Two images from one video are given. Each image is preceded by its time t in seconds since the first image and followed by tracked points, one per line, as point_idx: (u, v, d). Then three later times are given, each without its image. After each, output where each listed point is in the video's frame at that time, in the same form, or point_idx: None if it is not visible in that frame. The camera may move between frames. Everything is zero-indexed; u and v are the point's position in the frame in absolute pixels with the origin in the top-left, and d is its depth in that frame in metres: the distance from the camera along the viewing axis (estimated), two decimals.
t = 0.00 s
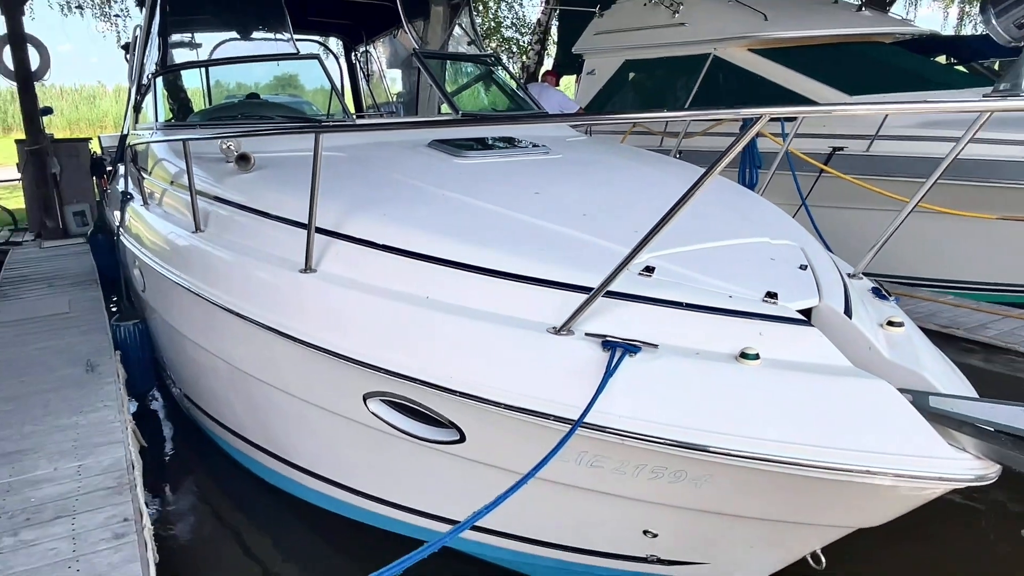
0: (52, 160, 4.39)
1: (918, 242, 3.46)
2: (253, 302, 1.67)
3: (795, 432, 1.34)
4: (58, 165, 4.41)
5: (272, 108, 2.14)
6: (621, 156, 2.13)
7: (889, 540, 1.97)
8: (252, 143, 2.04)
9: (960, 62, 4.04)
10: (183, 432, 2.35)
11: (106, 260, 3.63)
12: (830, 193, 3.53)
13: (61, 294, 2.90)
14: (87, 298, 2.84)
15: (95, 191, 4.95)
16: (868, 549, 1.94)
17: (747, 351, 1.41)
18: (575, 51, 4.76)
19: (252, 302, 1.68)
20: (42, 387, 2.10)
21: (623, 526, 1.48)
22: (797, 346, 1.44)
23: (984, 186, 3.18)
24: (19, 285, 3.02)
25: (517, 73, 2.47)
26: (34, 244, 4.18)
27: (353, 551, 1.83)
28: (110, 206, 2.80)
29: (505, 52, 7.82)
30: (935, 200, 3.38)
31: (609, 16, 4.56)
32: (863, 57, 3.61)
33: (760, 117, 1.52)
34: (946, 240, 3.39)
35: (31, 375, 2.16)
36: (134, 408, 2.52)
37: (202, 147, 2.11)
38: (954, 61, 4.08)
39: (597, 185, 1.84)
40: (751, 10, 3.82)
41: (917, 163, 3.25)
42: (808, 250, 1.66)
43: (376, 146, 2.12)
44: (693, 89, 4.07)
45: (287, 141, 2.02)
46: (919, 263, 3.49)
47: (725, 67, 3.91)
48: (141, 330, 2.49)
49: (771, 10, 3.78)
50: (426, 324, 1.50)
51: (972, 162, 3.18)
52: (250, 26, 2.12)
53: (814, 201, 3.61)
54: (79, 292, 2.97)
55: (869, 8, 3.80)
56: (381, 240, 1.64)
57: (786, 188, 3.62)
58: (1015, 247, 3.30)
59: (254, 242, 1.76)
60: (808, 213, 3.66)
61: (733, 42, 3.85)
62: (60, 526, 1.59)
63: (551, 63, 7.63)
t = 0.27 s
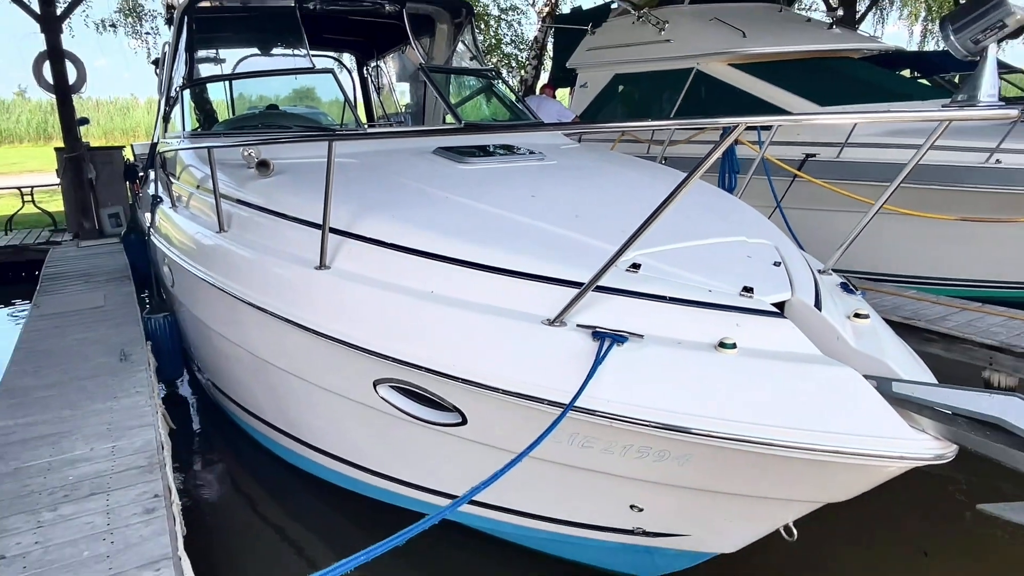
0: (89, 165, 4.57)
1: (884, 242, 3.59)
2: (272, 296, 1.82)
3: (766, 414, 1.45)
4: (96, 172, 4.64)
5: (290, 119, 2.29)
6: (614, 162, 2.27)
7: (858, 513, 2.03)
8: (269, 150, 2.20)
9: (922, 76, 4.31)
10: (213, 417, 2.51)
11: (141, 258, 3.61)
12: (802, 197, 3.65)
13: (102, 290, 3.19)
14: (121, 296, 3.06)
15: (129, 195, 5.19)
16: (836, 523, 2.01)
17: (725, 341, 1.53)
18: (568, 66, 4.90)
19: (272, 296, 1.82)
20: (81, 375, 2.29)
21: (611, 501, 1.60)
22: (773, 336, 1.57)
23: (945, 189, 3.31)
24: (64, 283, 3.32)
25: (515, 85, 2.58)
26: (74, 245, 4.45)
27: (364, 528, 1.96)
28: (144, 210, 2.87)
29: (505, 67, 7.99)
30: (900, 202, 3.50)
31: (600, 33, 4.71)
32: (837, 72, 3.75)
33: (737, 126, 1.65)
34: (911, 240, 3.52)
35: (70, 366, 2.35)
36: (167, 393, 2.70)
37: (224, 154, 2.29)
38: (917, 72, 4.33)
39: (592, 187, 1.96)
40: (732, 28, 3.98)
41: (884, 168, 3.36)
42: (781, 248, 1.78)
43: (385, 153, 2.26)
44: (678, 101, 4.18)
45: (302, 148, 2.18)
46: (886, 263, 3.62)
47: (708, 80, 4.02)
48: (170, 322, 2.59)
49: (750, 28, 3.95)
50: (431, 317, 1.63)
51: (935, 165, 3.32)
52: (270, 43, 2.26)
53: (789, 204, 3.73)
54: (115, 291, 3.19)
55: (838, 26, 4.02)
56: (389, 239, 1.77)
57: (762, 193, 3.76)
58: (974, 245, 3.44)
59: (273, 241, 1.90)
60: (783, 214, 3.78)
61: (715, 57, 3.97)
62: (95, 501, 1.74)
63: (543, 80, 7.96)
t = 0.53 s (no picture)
0: (123, 171, 4.84)
1: (850, 241, 3.96)
2: (290, 291, 1.98)
3: (739, 398, 1.59)
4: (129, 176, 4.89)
5: (308, 128, 2.46)
6: (609, 168, 2.42)
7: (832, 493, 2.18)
8: (286, 158, 2.38)
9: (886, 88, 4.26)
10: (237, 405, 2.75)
11: (169, 255, 3.89)
12: (775, 200, 3.94)
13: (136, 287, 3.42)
14: (153, 291, 3.30)
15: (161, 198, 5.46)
16: (811, 499, 2.14)
17: (704, 332, 1.65)
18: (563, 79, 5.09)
19: (289, 291, 1.98)
20: (117, 363, 2.49)
21: (600, 479, 1.74)
22: (750, 327, 1.70)
23: (903, 193, 3.68)
24: (100, 279, 3.56)
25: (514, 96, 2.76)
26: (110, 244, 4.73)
27: (375, 507, 2.11)
28: (172, 212, 3.06)
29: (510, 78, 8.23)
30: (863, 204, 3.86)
31: (592, 48, 4.91)
32: (808, 86, 4.01)
33: (715, 134, 1.79)
34: (874, 239, 3.89)
35: (106, 355, 2.55)
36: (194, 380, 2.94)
37: (245, 160, 2.49)
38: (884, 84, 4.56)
39: (585, 191, 2.11)
40: (713, 44, 4.23)
41: (849, 173, 3.64)
42: (757, 246, 1.91)
43: (394, 160, 2.43)
44: (663, 112, 4.39)
45: (316, 157, 2.38)
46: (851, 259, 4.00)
47: (691, 93, 4.23)
48: (197, 316, 2.81)
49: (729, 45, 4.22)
50: (435, 309, 1.76)
51: (894, 171, 3.66)
52: (290, 59, 2.47)
53: (765, 207, 4.00)
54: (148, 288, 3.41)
55: (812, 42, 4.29)
56: (397, 238, 1.91)
57: (738, 197, 4.06)
58: (929, 243, 3.82)
59: (291, 241, 2.07)
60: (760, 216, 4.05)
61: (695, 71, 4.20)
62: (127, 480, 1.90)
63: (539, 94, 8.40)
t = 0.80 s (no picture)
0: (151, 177, 5.21)
1: (822, 241, 4.29)
2: (305, 288, 2.14)
3: (717, 385, 1.70)
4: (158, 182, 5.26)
5: (322, 137, 2.67)
6: (601, 175, 2.59)
7: (807, 471, 2.35)
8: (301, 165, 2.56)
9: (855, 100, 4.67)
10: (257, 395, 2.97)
11: (196, 256, 4.25)
12: (752, 204, 4.24)
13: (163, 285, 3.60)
14: (179, 287, 3.57)
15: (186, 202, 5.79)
16: (790, 477, 2.33)
17: (685, 324, 1.78)
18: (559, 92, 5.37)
19: (305, 287, 2.15)
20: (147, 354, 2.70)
21: (589, 460, 1.89)
22: (729, 319, 1.83)
23: (870, 198, 4.02)
24: (127, 279, 3.79)
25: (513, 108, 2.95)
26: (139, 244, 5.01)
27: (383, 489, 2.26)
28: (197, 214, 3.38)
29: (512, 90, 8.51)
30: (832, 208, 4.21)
31: (584, 64, 5.23)
32: (785, 97, 4.31)
33: (692, 142, 1.96)
34: (843, 240, 4.23)
35: (137, 347, 2.76)
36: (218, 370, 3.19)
37: (264, 167, 2.69)
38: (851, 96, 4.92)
39: (578, 195, 2.27)
40: (693, 60, 4.53)
41: (818, 179, 3.96)
42: (735, 247, 2.07)
43: (401, 167, 2.60)
44: (649, 123, 4.70)
45: (331, 164, 2.56)
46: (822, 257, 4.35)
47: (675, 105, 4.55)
48: (221, 310, 3.07)
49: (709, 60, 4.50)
50: (438, 303, 1.91)
51: (863, 177, 4.00)
52: (306, 73, 2.67)
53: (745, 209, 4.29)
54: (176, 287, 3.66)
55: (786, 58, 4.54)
56: (403, 238, 2.06)
57: (717, 200, 4.36)
58: (891, 244, 4.19)
59: (306, 242, 2.24)
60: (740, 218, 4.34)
61: (679, 85, 4.52)
62: (156, 460, 2.07)
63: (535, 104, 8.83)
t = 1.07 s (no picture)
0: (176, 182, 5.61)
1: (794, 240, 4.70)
2: (319, 285, 2.33)
3: (696, 374, 1.83)
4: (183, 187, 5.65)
5: (334, 145, 2.86)
6: (594, 181, 2.76)
7: (783, 453, 2.60)
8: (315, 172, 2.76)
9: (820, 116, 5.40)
10: (274, 381, 3.31)
11: (219, 256, 4.53)
12: (730, 207, 4.64)
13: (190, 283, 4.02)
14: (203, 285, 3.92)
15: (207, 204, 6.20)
16: (766, 458, 2.57)
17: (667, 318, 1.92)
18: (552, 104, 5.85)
19: (319, 284, 2.33)
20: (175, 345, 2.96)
21: (579, 443, 2.06)
22: (708, 314, 1.97)
23: (837, 201, 4.41)
24: (151, 280, 4.04)
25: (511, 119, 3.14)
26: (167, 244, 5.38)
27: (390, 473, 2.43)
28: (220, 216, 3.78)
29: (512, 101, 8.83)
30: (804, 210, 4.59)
31: (576, 78, 5.69)
32: (761, 110, 4.73)
33: (671, 152, 2.14)
34: (814, 239, 4.64)
35: (163, 339, 3.02)
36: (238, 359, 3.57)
37: (281, 173, 2.91)
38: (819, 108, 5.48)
39: (571, 199, 2.44)
40: (676, 74, 4.96)
41: (790, 185, 4.34)
42: (713, 247, 2.25)
43: (407, 173, 2.78)
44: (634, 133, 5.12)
45: (343, 171, 2.76)
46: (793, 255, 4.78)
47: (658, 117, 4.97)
48: (242, 306, 3.46)
49: (692, 75, 4.93)
50: (439, 298, 2.06)
51: (832, 183, 4.37)
52: (320, 86, 2.88)
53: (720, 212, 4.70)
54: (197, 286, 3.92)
55: (761, 74, 5.01)
56: (408, 239, 2.23)
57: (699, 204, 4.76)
58: (858, 243, 4.59)
59: (319, 242, 2.43)
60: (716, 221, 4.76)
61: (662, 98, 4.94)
62: (181, 444, 2.25)
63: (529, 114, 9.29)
